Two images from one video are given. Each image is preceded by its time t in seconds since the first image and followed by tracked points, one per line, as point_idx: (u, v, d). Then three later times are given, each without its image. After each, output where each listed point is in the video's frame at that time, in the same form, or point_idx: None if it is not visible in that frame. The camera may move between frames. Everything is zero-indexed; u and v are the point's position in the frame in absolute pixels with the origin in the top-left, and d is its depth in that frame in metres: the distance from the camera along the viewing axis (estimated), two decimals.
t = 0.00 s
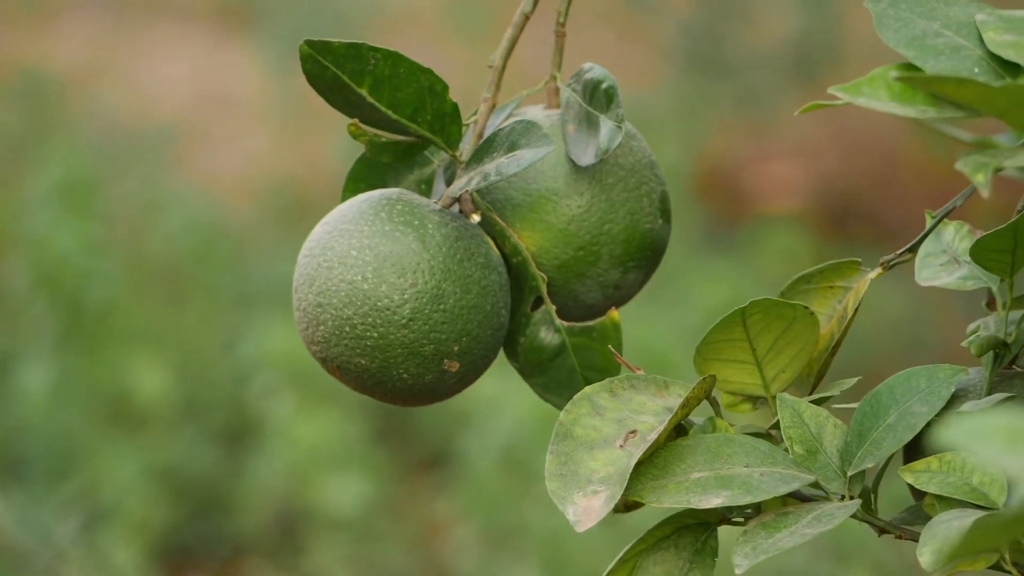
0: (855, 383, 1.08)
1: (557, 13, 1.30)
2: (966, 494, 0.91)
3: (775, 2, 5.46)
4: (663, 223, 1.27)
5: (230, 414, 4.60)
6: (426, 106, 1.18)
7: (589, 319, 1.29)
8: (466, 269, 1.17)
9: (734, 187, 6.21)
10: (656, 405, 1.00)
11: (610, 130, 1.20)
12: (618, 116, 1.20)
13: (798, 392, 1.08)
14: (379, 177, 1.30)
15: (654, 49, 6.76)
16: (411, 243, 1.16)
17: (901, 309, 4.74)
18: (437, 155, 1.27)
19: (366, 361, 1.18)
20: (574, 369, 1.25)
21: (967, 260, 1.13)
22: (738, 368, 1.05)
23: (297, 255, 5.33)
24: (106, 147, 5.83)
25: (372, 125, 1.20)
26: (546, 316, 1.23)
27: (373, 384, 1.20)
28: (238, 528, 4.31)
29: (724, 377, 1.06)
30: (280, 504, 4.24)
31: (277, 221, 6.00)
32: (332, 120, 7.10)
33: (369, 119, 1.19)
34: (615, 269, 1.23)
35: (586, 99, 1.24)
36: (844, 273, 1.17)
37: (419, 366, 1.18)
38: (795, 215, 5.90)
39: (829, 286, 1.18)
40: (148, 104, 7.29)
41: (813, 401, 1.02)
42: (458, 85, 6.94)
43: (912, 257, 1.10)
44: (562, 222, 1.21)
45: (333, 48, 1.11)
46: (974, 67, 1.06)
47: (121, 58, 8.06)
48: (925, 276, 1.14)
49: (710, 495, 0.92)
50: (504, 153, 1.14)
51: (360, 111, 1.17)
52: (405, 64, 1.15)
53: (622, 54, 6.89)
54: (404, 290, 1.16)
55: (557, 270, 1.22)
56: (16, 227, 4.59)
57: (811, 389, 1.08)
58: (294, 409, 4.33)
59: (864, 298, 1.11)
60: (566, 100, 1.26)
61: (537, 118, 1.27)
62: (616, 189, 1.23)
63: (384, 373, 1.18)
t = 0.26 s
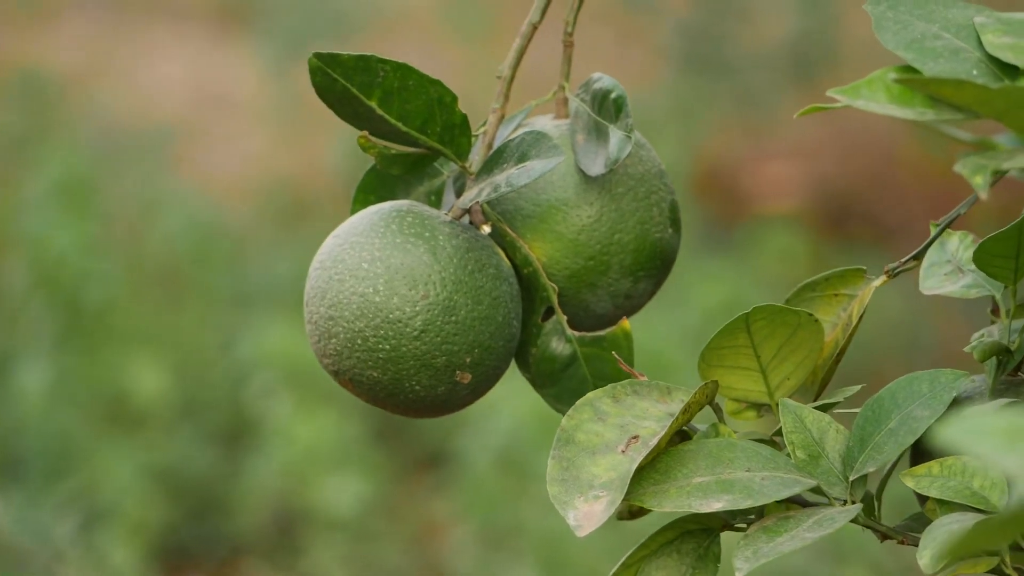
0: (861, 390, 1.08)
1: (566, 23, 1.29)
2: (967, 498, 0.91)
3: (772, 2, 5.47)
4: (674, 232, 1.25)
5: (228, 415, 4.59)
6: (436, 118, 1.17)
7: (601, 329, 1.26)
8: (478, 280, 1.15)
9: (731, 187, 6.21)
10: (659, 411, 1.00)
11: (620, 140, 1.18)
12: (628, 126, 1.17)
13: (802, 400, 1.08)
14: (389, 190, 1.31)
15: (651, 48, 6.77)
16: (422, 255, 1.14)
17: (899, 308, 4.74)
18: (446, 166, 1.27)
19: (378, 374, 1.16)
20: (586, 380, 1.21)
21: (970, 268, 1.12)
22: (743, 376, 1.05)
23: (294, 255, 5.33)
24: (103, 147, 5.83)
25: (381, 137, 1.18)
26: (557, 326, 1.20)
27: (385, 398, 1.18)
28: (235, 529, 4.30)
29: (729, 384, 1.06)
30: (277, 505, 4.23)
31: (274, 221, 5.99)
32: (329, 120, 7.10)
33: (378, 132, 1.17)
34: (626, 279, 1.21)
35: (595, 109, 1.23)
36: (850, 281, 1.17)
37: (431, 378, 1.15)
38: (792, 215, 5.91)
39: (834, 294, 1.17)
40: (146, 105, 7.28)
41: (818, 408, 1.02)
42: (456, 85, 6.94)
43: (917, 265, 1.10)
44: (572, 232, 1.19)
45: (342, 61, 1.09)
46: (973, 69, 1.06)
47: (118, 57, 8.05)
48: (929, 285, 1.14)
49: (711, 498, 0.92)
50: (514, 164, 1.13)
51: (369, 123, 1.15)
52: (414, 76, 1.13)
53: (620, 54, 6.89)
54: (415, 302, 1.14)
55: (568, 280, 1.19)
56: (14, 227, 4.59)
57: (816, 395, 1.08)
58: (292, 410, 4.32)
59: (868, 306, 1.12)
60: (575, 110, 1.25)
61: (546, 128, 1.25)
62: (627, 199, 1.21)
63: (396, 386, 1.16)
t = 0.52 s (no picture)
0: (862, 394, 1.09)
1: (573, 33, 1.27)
2: (966, 501, 0.92)
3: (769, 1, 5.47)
4: (684, 241, 1.22)
5: (226, 415, 4.58)
6: (445, 130, 1.14)
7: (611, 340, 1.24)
8: (489, 291, 1.11)
9: (729, 186, 6.21)
10: (658, 414, 1.00)
11: (629, 150, 1.16)
12: (637, 136, 1.16)
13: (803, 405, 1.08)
14: (398, 204, 1.29)
15: (649, 48, 6.77)
16: (433, 266, 1.11)
17: (897, 309, 4.74)
18: (454, 178, 1.26)
19: (390, 388, 1.12)
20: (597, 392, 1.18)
21: (969, 272, 1.13)
22: (744, 380, 1.05)
23: (292, 255, 5.33)
24: (102, 148, 5.83)
25: (391, 150, 1.16)
26: (568, 337, 1.17)
27: (397, 411, 1.14)
28: (233, 529, 4.29)
29: (731, 389, 1.06)
30: (275, 505, 4.23)
31: (272, 221, 5.99)
32: (326, 120, 7.10)
33: (388, 146, 1.15)
34: (637, 289, 1.18)
35: (604, 119, 1.20)
36: (853, 287, 1.17)
37: (443, 391, 1.12)
38: (790, 215, 5.92)
39: (836, 300, 1.18)
40: (143, 106, 7.27)
41: (819, 412, 1.02)
42: (454, 85, 6.95)
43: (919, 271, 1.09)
44: (581, 243, 1.16)
45: (351, 74, 1.07)
46: (970, 72, 1.06)
47: (116, 57, 8.04)
48: (927, 288, 1.14)
49: (709, 501, 0.92)
50: (523, 176, 1.12)
51: (378, 137, 1.13)
52: (423, 89, 1.11)
53: (618, 53, 6.89)
54: (426, 314, 1.10)
55: (578, 291, 1.17)
56: (12, 227, 4.59)
57: (817, 400, 1.08)
58: (290, 410, 4.32)
59: (871, 312, 1.11)
60: (583, 120, 1.22)
61: (554, 139, 1.23)
62: (636, 209, 1.18)
63: (407, 400, 1.12)
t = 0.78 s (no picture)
0: (861, 399, 1.08)
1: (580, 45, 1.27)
2: (964, 503, 0.92)
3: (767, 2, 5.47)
4: (692, 252, 1.21)
5: (223, 414, 4.57)
6: (453, 143, 1.14)
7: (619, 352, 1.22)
8: (498, 304, 1.11)
9: (725, 187, 6.21)
10: (657, 417, 1.00)
11: (637, 162, 1.16)
12: (645, 147, 1.17)
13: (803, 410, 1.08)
14: (406, 218, 1.25)
15: (647, 48, 6.77)
16: (442, 280, 1.10)
17: (895, 309, 4.74)
18: (464, 190, 1.23)
19: (401, 402, 1.11)
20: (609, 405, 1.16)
21: (967, 276, 1.13)
22: (744, 385, 1.05)
23: (289, 255, 5.32)
24: (98, 148, 5.81)
25: (399, 163, 1.16)
26: (577, 348, 1.16)
27: (407, 425, 1.13)
28: (230, 529, 4.29)
29: (730, 393, 1.06)
30: (273, 505, 4.23)
31: (269, 220, 5.98)
32: (323, 120, 7.10)
33: (396, 159, 1.15)
34: (646, 299, 1.17)
35: (612, 130, 1.21)
36: (854, 294, 1.17)
37: (453, 404, 1.11)
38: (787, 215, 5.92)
39: (837, 306, 1.17)
40: (139, 106, 7.26)
41: (819, 416, 1.03)
42: (451, 85, 6.94)
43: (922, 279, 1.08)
44: (591, 254, 1.15)
45: (359, 89, 1.07)
46: (969, 73, 1.06)
47: (112, 57, 8.02)
48: (927, 293, 1.14)
49: (708, 504, 0.92)
50: (532, 189, 1.11)
51: (388, 151, 1.14)
52: (431, 102, 1.11)
53: (614, 54, 6.89)
54: (436, 327, 1.09)
55: (587, 302, 1.16)
56: (9, 227, 4.57)
57: (816, 405, 1.08)
58: (287, 409, 4.32)
59: (873, 318, 1.11)
60: (591, 132, 1.22)
61: (562, 150, 1.22)
62: (645, 220, 1.17)
63: (418, 413, 1.11)
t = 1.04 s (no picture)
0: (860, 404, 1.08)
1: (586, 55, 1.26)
2: (962, 507, 0.92)
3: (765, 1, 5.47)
4: (700, 261, 1.21)
5: (221, 414, 4.57)
6: (460, 154, 1.14)
7: (626, 360, 1.23)
8: (506, 314, 1.11)
9: (722, 187, 6.22)
10: (656, 421, 1.00)
11: (644, 172, 1.15)
12: (651, 157, 1.15)
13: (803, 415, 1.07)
14: (415, 229, 1.28)
15: (644, 47, 6.77)
16: (450, 291, 1.10)
17: (892, 310, 4.75)
18: (470, 202, 1.25)
19: (410, 413, 1.11)
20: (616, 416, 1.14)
21: (966, 280, 1.13)
22: (743, 389, 1.05)
23: (287, 256, 5.32)
24: (96, 148, 5.81)
25: (406, 174, 1.15)
26: (584, 358, 1.15)
27: (417, 436, 1.13)
28: (229, 529, 4.29)
29: (729, 397, 1.06)
30: (271, 505, 4.23)
31: (266, 220, 5.98)
32: (320, 121, 7.10)
33: (403, 170, 1.14)
34: (654, 309, 1.17)
35: (618, 140, 1.19)
36: (855, 300, 1.17)
37: (463, 415, 1.11)
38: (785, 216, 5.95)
39: (838, 312, 1.17)
40: (137, 105, 7.25)
41: (819, 421, 1.03)
42: (449, 85, 6.94)
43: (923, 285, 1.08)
44: (598, 264, 1.15)
45: (365, 101, 1.07)
46: (966, 77, 1.06)
47: (109, 57, 8.02)
48: (924, 297, 1.14)
49: (707, 507, 0.92)
50: (539, 200, 1.11)
51: (396, 162, 1.13)
52: (438, 114, 1.11)
53: (612, 54, 6.89)
54: (445, 339, 1.09)
55: (595, 312, 1.16)
56: (7, 227, 4.57)
57: (817, 410, 1.08)
58: (286, 409, 4.32)
59: (873, 325, 1.11)
60: (598, 142, 1.21)
61: (569, 160, 1.22)
62: (652, 230, 1.17)
63: (428, 424, 1.11)
